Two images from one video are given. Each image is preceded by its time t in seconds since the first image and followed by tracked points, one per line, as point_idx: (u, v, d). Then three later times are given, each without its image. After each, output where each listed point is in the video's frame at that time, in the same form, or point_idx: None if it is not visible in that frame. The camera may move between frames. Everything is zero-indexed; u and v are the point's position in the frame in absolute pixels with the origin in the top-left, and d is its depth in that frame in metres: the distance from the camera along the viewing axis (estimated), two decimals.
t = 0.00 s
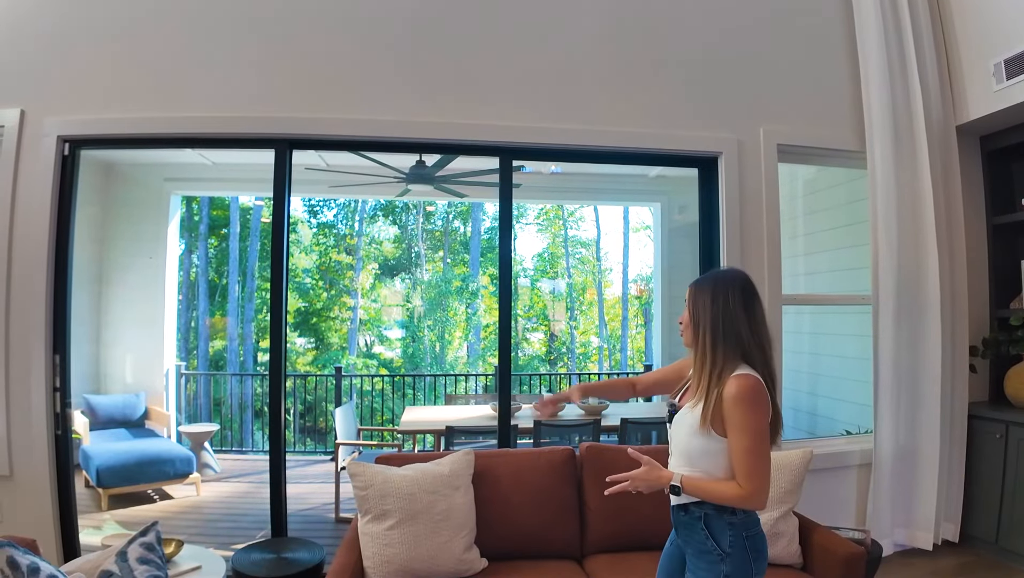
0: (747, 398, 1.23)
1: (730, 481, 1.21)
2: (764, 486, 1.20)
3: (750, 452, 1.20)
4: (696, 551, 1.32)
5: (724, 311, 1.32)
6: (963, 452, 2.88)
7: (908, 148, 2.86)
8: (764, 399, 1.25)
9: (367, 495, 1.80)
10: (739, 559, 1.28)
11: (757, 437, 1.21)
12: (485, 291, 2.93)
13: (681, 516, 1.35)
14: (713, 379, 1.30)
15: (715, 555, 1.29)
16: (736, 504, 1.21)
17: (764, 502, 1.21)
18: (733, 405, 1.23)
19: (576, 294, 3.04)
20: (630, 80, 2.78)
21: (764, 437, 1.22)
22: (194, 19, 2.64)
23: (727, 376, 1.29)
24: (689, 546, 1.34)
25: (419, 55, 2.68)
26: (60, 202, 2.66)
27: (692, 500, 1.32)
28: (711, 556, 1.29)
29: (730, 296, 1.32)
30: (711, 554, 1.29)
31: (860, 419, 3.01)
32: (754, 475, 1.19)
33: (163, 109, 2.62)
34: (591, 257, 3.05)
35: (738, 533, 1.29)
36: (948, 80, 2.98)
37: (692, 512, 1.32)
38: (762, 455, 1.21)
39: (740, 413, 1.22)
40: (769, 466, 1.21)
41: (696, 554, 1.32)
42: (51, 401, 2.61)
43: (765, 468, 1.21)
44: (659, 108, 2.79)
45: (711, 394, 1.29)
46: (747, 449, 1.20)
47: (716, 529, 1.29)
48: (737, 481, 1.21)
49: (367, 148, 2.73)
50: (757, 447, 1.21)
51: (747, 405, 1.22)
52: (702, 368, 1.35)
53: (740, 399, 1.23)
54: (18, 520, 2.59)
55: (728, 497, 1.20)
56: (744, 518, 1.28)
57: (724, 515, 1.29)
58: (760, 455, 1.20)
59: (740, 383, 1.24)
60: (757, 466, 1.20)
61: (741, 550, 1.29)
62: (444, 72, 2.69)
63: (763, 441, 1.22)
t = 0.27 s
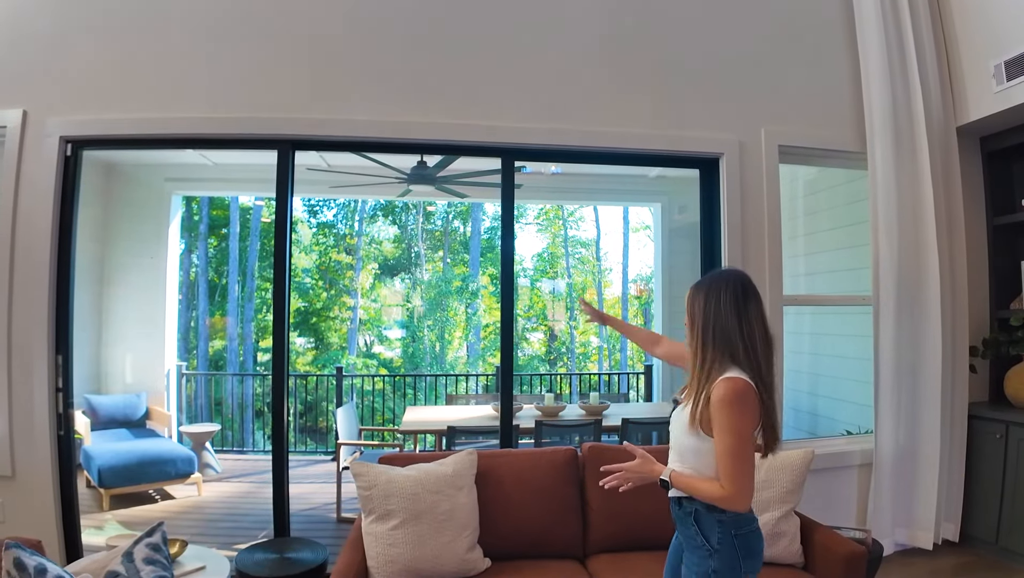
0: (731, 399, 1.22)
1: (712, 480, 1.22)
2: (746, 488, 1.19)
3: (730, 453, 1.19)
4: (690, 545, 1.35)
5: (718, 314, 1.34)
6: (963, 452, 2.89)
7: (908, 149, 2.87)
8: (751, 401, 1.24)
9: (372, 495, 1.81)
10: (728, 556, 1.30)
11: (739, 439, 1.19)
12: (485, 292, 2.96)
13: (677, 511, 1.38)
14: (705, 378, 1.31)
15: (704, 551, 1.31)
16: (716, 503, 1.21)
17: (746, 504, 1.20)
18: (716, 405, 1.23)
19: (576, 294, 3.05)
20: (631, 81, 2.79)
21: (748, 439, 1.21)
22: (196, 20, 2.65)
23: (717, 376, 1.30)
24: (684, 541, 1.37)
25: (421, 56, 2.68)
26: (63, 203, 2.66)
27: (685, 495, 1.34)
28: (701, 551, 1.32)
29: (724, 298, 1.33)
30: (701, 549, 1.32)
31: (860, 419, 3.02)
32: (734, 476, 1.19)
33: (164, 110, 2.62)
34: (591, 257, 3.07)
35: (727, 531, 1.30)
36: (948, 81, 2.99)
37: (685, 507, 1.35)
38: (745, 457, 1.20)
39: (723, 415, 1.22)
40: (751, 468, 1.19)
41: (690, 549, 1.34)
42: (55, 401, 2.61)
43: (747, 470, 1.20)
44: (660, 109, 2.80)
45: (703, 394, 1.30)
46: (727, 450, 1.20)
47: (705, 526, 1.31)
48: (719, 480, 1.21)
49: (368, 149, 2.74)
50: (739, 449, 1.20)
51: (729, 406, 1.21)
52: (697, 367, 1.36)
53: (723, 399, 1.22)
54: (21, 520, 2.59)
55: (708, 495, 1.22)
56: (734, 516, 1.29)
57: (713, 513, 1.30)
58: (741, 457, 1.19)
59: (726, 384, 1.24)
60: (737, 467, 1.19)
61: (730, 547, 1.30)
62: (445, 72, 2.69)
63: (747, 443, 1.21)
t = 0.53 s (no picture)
0: (712, 398, 1.24)
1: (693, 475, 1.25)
2: (726, 486, 1.21)
3: (709, 451, 1.21)
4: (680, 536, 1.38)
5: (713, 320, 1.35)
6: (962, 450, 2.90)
7: (907, 149, 2.88)
8: (735, 400, 1.25)
9: (374, 493, 1.81)
10: (712, 549, 1.31)
11: (718, 437, 1.21)
12: (483, 291, 2.98)
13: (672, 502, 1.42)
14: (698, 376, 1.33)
15: (689, 542, 1.34)
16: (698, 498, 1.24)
17: (726, 501, 1.21)
18: (699, 403, 1.25)
19: (573, 294, 3.06)
20: (632, 81, 2.79)
21: (728, 438, 1.22)
22: (198, 19, 2.65)
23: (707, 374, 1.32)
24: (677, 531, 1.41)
25: (422, 56, 2.69)
26: (64, 202, 2.66)
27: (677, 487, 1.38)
28: (688, 542, 1.35)
29: (720, 299, 1.34)
30: (687, 540, 1.35)
31: (859, 417, 3.03)
32: (713, 472, 1.21)
33: (165, 109, 2.62)
34: (589, 257, 3.07)
35: (712, 525, 1.31)
36: (947, 81, 3.00)
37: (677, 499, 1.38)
38: (725, 455, 1.21)
39: (704, 412, 1.24)
40: (730, 466, 1.21)
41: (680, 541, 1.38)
42: (56, 400, 2.62)
43: (728, 468, 1.21)
44: (662, 109, 2.81)
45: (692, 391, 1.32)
46: (706, 447, 1.22)
47: (691, 518, 1.33)
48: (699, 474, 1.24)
49: (370, 148, 2.74)
50: (719, 446, 1.21)
51: (708, 404, 1.23)
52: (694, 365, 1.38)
53: (705, 397, 1.24)
54: (22, 520, 2.58)
55: (690, 490, 1.25)
56: (718, 511, 1.30)
57: (700, 506, 1.32)
58: (721, 455, 1.21)
59: (708, 383, 1.26)
60: (717, 464, 1.21)
61: (715, 542, 1.31)
62: (446, 72, 2.70)
63: (728, 441, 1.22)
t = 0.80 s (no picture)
0: (704, 390, 1.26)
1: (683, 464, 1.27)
2: (714, 476, 1.22)
3: (699, 440, 1.23)
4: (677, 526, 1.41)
5: (711, 314, 1.36)
6: (958, 447, 2.93)
7: (905, 148, 2.90)
8: (727, 394, 1.27)
9: (376, 490, 1.82)
10: (705, 541, 1.33)
11: (708, 427, 1.23)
12: (480, 290, 2.94)
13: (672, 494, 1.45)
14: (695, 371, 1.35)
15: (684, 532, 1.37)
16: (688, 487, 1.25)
17: (713, 492, 1.22)
18: (692, 394, 1.28)
19: (570, 293, 3.09)
20: (633, 80, 2.80)
21: (719, 428, 1.24)
22: (199, 18, 2.64)
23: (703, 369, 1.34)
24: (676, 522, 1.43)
25: (423, 54, 2.69)
26: (64, 199, 2.63)
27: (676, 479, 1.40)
28: (683, 532, 1.37)
29: (725, 296, 1.35)
30: (682, 531, 1.37)
31: (857, 415, 3.06)
32: (702, 461, 1.22)
33: (165, 107, 2.61)
34: (585, 255, 3.12)
35: (705, 517, 1.33)
36: (944, 81, 3.02)
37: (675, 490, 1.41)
38: (714, 446, 1.23)
39: (696, 403, 1.26)
40: (719, 457, 1.22)
41: (679, 532, 1.40)
42: (56, 397, 2.56)
43: (717, 459, 1.23)
44: (661, 108, 2.82)
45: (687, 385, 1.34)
46: (697, 436, 1.24)
47: (685, 508, 1.36)
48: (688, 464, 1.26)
49: (370, 146, 2.74)
50: (709, 436, 1.23)
51: (701, 395, 1.26)
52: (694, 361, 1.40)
53: (697, 388, 1.27)
54: (21, 519, 2.53)
55: (679, 478, 1.26)
56: (711, 503, 1.32)
57: (694, 498, 1.34)
58: (711, 445, 1.23)
59: (702, 375, 1.28)
60: (707, 453, 1.22)
61: (708, 533, 1.33)
62: (445, 71, 2.70)
63: (718, 432, 1.24)
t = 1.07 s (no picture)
0: (719, 378, 1.26)
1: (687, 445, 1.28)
2: (716, 462, 1.23)
3: (708, 423, 1.24)
4: (682, 521, 1.38)
5: (724, 304, 1.35)
6: (949, 442, 2.96)
7: (896, 145, 2.93)
8: (740, 384, 1.28)
9: (372, 483, 1.82)
10: (717, 531, 1.32)
11: (720, 413, 1.24)
12: (473, 287, 3.01)
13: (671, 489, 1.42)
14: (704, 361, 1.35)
15: (694, 525, 1.34)
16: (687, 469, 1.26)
17: (711, 475, 1.23)
18: (706, 381, 1.28)
19: (563, 290, 3.14)
20: (628, 76, 2.81)
21: (729, 415, 1.24)
22: (193, 11, 2.62)
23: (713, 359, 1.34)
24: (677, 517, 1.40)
25: (419, 49, 2.67)
26: (57, 192, 2.59)
27: (681, 472, 1.38)
28: (692, 526, 1.35)
29: (730, 292, 1.35)
30: (692, 524, 1.34)
31: (848, 410, 3.09)
32: (708, 445, 1.23)
33: (158, 101, 2.59)
34: (578, 254, 3.16)
35: (717, 507, 1.33)
36: (935, 81, 3.06)
37: (680, 483, 1.39)
38: (722, 430, 1.24)
39: (710, 388, 1.26)
40: (725, 443, 1.23)
41: (684, 526, 1.37)
42: (49, 392, 2.52)
43: (721, 444, 1.24)
44: (657, 105, 2.83)
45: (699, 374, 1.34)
46: (706, 422, 1.24)
47: (696, 500, 1.34)
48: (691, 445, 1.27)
49: (365, 142, 2.73)
50: (719, 422, 1.24)
51: (716, 382, 1.26)
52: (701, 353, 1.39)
53: (712, 375, 1.27)
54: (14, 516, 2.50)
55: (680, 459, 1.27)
56: (725, 493, 1.33)
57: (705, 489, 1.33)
58: (718, 430, 1.23)
59: (720, 363, 1.29)
60: (713, 438, 1.23)
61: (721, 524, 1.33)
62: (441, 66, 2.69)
63: (728, 419, 1.24)
